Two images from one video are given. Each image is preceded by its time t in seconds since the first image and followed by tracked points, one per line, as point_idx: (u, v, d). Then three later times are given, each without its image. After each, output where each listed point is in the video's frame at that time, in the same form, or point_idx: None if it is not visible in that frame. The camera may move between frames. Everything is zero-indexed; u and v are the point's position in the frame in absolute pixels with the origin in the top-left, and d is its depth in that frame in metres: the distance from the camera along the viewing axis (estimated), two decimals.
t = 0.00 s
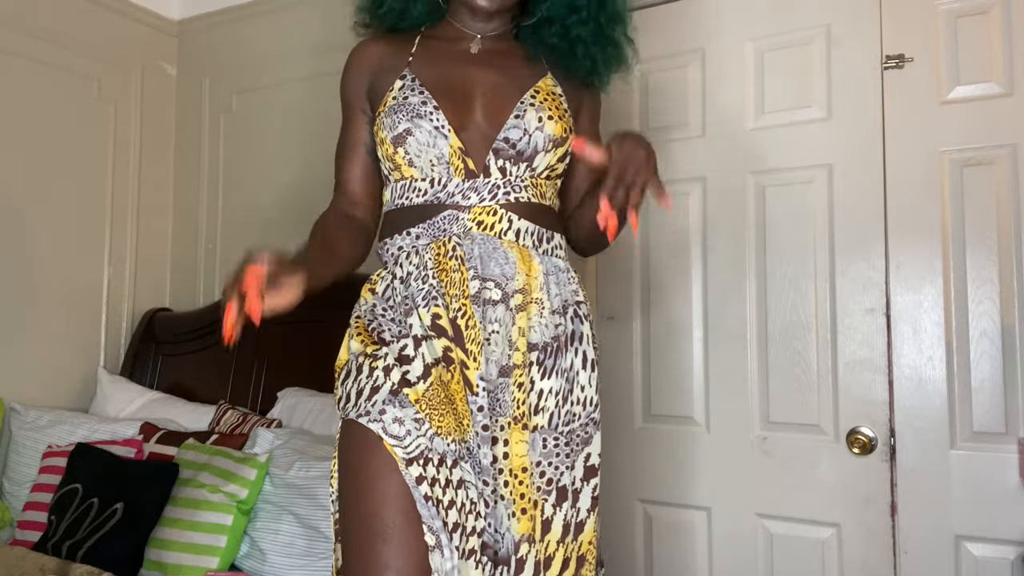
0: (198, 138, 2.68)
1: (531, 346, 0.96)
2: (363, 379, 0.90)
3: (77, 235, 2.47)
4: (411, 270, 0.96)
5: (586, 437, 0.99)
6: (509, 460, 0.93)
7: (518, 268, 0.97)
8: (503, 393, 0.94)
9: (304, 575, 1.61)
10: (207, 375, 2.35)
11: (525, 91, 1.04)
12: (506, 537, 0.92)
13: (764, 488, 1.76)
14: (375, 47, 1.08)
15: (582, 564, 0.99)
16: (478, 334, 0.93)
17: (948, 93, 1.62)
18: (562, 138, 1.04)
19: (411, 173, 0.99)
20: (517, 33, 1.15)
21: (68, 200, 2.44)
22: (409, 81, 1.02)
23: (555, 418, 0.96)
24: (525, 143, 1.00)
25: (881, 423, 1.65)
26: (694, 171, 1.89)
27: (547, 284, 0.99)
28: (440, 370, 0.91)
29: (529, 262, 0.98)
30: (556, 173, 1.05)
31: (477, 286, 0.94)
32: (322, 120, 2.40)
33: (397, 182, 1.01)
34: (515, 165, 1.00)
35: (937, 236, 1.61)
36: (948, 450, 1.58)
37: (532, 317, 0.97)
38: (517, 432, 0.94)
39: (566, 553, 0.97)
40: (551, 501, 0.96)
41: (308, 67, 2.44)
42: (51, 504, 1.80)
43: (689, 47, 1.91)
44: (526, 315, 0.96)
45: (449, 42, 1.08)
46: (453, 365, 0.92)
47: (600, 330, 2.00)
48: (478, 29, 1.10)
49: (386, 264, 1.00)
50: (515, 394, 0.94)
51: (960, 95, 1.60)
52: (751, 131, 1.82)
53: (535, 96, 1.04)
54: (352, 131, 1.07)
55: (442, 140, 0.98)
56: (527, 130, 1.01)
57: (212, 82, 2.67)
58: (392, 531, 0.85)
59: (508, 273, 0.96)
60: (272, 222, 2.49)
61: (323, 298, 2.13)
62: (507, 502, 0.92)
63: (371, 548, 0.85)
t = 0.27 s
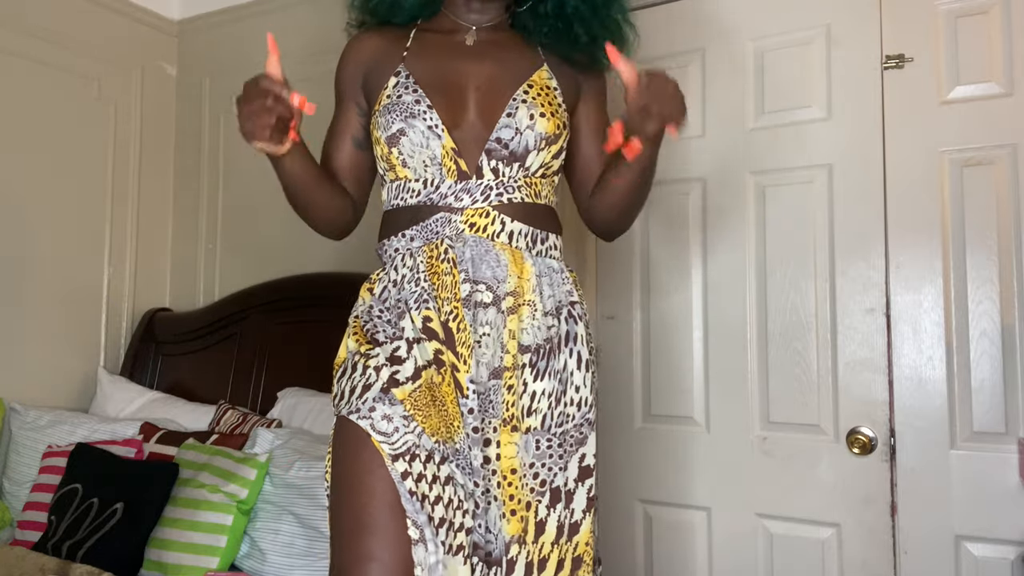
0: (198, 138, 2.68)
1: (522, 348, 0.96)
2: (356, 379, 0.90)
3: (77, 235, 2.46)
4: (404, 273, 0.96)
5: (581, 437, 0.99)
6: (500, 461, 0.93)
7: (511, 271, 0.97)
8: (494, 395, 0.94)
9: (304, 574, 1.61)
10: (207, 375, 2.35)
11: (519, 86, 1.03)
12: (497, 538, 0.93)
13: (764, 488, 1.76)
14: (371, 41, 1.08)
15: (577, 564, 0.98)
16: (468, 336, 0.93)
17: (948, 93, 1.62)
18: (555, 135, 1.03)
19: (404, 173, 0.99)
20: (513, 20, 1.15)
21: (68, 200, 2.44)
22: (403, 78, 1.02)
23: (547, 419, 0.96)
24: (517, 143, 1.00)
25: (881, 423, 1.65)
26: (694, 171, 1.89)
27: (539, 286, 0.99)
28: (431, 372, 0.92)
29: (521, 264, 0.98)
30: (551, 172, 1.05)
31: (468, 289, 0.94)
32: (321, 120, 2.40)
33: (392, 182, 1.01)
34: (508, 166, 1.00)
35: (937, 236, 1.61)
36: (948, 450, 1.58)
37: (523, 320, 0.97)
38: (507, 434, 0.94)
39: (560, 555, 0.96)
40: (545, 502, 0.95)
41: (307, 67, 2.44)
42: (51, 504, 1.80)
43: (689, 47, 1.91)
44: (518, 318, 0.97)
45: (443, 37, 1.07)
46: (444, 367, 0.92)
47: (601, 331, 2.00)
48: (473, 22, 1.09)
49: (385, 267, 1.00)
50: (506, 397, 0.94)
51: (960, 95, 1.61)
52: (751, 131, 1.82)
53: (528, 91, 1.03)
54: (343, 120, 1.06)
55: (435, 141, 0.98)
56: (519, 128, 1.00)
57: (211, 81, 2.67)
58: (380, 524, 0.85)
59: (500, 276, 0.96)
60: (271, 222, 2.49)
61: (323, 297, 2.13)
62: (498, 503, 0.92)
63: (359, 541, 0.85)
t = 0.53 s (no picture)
0: (198, 138, 2.68)
1: (519, 350, 0.96)
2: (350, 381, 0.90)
3: (77, 235, 2.47)
4: (403, 274, 0.96)
5: (578, 438, 0.99)
6: (498, 462, 0.93)
7: (508, 273, 0.97)
8: (491, 397, 0.94)
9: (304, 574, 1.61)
10: (207, 375, 2.35)
11: (520, 91, 1.04)
12: (493, 538, 0.92)
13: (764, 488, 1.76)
14: (371, 40, 1.06)
15: (573, 564, 0.98)
16: (466, 339, 0.93)
17: (948, 93, 1.62)
18: (555, 141, 1.03)
19: (403, 175, 0.99)
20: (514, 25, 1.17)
21: (68, 200, 2.44)
22: (404, 79, 1.01)
23: (545, 420, 0.96)
24: (517, 148, 1.00)
25: (881, 423, 1.65)
26: (694, 171, 1.89)
27: (537, 288, 0.99)
28: (425, 374, 0.91)
29: (519, 266, 0.99)
30: (548, 176, 1.05)
31: (466, 292, 0.94)
32: (321, 120, 2.40)
33: (391, 183, 1.01)
34: (507, 169, 1.00)
35: (937, 236, 1.61)
36: (948, 450, 1.58)
37: (520, 321, 0.97)
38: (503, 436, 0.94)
39: (557, 554, 0.96)
40: (543, 503, 0.95)
41: (308, 67, 2.44)
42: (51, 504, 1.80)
43: (689, 47, 1.91)
44: (515, 320, 0.97)
45: (445, 39, 1.07)
46: (440, 369, 0.92)
47: (601, 330, 2.00)
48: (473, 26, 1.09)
49: (383, 266, 1.01)
50: (503, 399, 0.94)
51: (960, 95, 1.60)
52: (751, 131, 1.82)
53: (530, 97, 1.03)
54: (344, 123, 1.06)
55: (435, 143, 0.97)
56: (520, 133, 1.00)
57: (211, 82, 2.67)
58: (367, 524, 0.85)
59: (497, 278, 0.96)
60: (272, 221, 2.49)
61: (323, 297, 2.13)
62: (496, 504, 0.92)
63: (346, 540, 0.85)
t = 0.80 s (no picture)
0: (198, 138, 2.68)
1: (525, 347, 0.97)
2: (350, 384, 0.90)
3: (77, 235, 2.47)
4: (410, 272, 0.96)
5: (578, 435, 1.00)
6: (502, 458, 0.93)
7: (515, 271, 0.97)
8: (498, 393, 0.94)
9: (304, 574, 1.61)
10: (206, 375, 2.35)
11: (525, 93, 1.04)
12: (495, 534, 0.93)
13: (764, 488, 1.76)
14: (371, 43, 1.05)
15: (572, 559, 0.99)
16: (476, 335, 0.93)
17: (948, 93, 1.61)
18: (560, 143, 1.04)
19: (409, 172, 0.97)
20: (513, 32, 1.15)
21: (68, 200, 2.44)
22: (411, 78, 1.01)
23: (547, 416, 0.97)
24: (524, 147, 1.00)
25: (881, 423, 1.65)
26: (694, 171, 1.89)
27: (542, 286, 0.99)
28: (432, 372, 0.90)
29: (524, 264, 0.99)
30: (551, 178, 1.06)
31: (475, 289, 0.94)
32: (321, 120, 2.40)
33: (395, 181, 0.99)
34: (513, 169, 1.00)
35: (937, 236, 1.61)
36: (948, 450, 1.58)
37: (526, 319, 0.97)
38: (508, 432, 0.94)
39: (557, 548, 0.97)
40: (543, 498, 0.96)
41: (308, 67, 2.44)
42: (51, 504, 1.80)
43: (689, 47, 1.91)
44: (521, 317, 0.97)
45: (448, 41, 1.07)
46: (449, 366, 0.91)
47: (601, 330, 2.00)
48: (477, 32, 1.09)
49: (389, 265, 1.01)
50: (508, 394, 0.94)
51: (961, 94, 1.60)
52: (751, 131, 1.82)
53: (535, 99, 1.04)
54: (344, 122, 1.03)
55: (444, 140, 0.96)
56: (527, 134, 1.01)
57: (212, 82, 2.67)
58: (380, 524, 0.84)
59: (505, 276, 0.96)
60: (272, 221, 2.49)
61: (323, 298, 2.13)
62: (499, 499, 0.93)
63: (358, 541, 0.84)
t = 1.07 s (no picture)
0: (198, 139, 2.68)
1: (523, 343, 0.98)
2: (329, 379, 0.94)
3: (77, 235, 2.46)
4: (404, 269, 0.95)
5: (581, 426, 1.02)
6: (510, 449, 0.94)
7: (509, 267, 0.98)
8: (496, 387, 0.94)
9: (305, 574, 1.61)
10: (207, 375, 2.35)
11: (519, 92, 1.05)
12: (507, 525, 0.93)
13: (764, 488, 1.76)
14: (371, 47, 1.06)
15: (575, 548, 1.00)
16: (471, 329, 0.93)
17: (948, 93, 1.62)
18: (553, 141, 1.04)
19: (404, 171, 0.98)
20: (507, 35, 1.16)
21: (68, 200, 2.44)
22: (405, 78, 1.01)
23: (551, 409, 0.99)
24: (517, 145, 1.01)
25: (881, 423, 1.65)
26: (694, 171, 1.89)
27: (537, 287, 1.01)
28: (436, 365, 0.90)
29: (519, 262, 0.99)
30: (545, 175, 1.06)
31: (469, 284, 0.94)
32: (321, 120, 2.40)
33: (390, 179, 1.00)
34: (506, 166, 1.00)
35: (937, 236, 1.61)
36: (948, 450, 1.58)
37: (523, 317, 0.99)
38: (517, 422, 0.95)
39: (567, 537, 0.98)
40: (554, 489, 0.97)
41: (307, 67, 2.44)
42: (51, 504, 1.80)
43: (689, 47, 1.91)
44: (517, 316, 0.98)
45: (444, 44, 1.07)
46: (448, 360, 0.91)
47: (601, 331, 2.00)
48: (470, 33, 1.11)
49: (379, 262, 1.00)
50: (510, 388, 0.95)
51: (960, 95, 1.60)
52: (751, 131, 1.82)
53: (529, 98, 1.04)
54: (342, 126, 1.03)
55: (437, 139, 0.97)
56: (521, 132, 1.01)
57: (211, 81, 2.67)
58: (400, 519, 0.84)
59: (499, 272, 0.97)
60: (272, 221, 2.49)
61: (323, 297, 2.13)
62: (509, 491, 0.93)
63: (380, 539, 0.84)
